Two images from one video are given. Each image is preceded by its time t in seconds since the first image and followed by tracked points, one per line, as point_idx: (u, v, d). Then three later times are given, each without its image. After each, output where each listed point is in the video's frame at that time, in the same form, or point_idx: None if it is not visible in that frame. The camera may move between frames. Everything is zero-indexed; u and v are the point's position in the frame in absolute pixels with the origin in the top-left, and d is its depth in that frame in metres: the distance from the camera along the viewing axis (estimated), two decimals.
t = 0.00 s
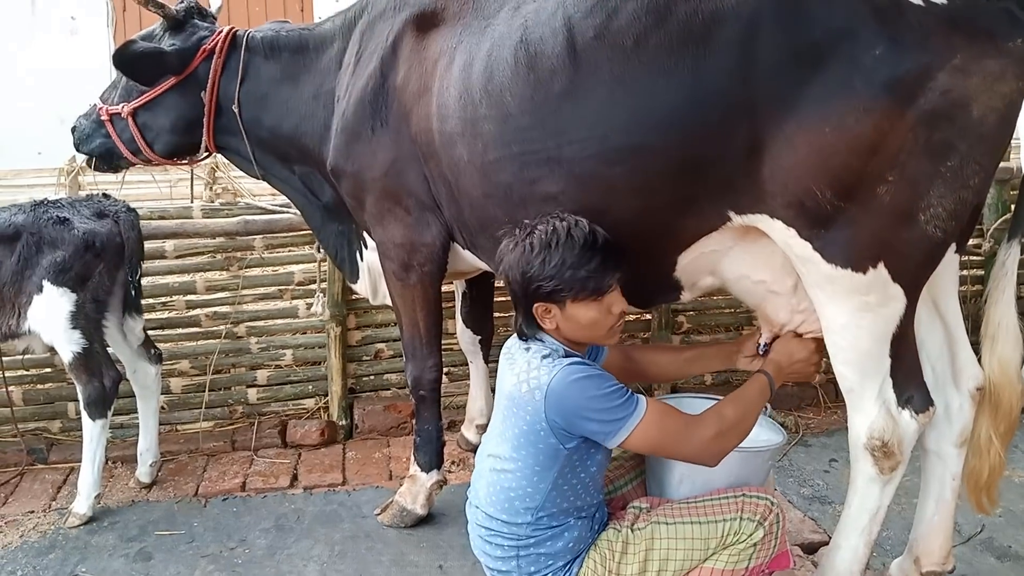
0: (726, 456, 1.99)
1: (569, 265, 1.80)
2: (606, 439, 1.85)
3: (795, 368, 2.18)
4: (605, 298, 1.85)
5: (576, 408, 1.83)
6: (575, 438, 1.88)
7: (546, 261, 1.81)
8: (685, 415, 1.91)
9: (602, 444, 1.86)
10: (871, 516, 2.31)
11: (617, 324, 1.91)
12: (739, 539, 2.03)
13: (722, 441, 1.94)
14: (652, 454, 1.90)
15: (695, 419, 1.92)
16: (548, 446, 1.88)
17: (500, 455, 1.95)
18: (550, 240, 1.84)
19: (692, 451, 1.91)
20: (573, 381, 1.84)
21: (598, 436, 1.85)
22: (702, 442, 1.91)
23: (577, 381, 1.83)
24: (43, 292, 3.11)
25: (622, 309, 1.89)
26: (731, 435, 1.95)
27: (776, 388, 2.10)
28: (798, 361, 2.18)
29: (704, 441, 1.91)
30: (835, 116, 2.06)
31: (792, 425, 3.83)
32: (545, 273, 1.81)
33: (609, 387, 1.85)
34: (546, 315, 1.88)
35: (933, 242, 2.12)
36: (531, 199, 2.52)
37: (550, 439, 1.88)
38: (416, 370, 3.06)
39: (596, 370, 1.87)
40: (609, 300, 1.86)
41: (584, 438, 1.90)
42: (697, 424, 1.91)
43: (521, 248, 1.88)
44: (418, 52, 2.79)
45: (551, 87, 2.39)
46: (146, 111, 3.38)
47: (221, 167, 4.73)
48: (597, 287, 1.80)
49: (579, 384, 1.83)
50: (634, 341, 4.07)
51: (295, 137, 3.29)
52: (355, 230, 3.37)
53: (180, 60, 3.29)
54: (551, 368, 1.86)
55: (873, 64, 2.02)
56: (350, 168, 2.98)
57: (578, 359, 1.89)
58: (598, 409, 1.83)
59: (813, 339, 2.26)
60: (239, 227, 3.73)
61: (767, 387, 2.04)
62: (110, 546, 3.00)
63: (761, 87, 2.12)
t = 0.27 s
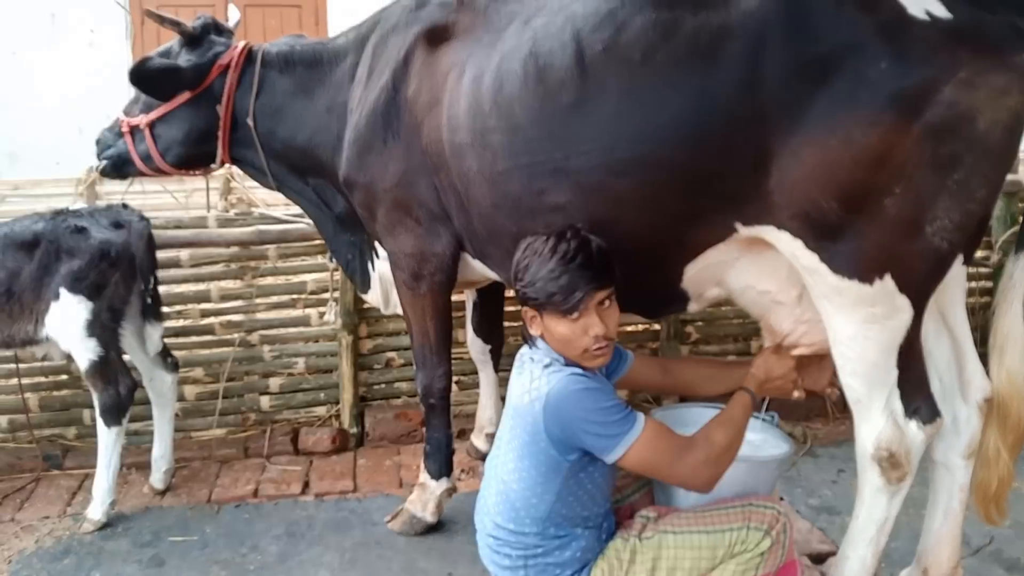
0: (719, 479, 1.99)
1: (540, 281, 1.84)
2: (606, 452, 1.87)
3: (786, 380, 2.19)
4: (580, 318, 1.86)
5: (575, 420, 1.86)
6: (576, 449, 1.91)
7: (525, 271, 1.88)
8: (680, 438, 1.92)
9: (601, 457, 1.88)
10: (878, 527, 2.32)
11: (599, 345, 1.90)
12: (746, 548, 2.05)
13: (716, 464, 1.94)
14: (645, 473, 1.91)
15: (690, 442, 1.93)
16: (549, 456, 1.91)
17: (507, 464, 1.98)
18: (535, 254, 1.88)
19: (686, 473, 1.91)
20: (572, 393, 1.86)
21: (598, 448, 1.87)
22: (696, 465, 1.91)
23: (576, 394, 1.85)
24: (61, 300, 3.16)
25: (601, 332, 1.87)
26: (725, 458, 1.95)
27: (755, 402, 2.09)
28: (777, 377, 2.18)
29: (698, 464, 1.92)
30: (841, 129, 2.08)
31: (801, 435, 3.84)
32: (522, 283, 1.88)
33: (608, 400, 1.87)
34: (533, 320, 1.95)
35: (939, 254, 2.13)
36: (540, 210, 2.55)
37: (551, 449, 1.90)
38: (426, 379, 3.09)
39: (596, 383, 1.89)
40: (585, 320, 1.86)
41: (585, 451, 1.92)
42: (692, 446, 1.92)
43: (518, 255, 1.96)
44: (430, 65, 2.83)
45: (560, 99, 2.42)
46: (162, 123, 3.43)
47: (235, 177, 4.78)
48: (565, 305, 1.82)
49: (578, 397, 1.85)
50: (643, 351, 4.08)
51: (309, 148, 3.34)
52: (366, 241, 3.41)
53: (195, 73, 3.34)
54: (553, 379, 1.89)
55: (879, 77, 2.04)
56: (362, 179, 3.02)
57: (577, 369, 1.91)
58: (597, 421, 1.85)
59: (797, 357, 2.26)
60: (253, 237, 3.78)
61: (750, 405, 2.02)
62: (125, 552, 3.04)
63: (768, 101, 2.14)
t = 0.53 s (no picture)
0: (732, 500, 1.95)
1: (535, 289, 1.84)
2: (614, 467, 1.84)
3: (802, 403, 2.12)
4: (577, 325, 1.84)
5: (583, 434, 1.83)
6: (584, 464, 1.88)
7: (521, 281, 1.88)
8: (691, 455, 1.89)
9: (610, 472, 1.85)
10: (892, 541, 2.28)
11: (598, 353, 1.87)
12: (758, 563, 2.02)
13: (728, 484, 1.90)
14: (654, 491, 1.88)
15: (701, 460, 1.90)
16: (557, 471, 1.88)
17: (516, 477, 1.95)
18: (533, 261, 1.88)
19: (696, 491, 1.88)
20: (580, 407, 1.83)
21: (607, 463, 1.84)
22: (706, 483, 1.88)
23: (584, 407, 1.83)
24: (68, 308, 3.16)
25: (599, 339, 1.85)
26: (737, 478, 1.91)
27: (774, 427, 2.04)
28: (796, 402, 2.12)
29: (708, 482, 1.88)
30: (853, 137, 2.06)
31: (812, 447, 3.80)
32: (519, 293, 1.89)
33: (617, 415, 1.84)
34: (536, 330, 1.94)
35: (954, 264, 2.10)
36: (549, 219, 2.53)
37: (559, 463, 1.87)
38: (434, 390, 3.06)
39: (605, 397, 1.86)
40: (582, 326, 1.85)
41: (594, 466, 1.89)
42: (704, 464, 1.89)
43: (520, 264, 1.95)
44: (438, 73, 2.82)
45: (569, 108, 2.40)
46: (173, 133, 3.44)
47: (243, 186, 4.78)
48: (558, 313, 1.81)
49: (586, 410, 1.83)
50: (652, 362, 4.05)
51: (316, 157, 3.33)
52: (374, 249, 3.39)
53: (203, 83, 3.36)
54: (561, 392, 1.86)
55: (892, 86, 2.02)
56: (370, 188, 3.00)
57: (582, 381, 1.88)
58: (605, 436, 1.82)
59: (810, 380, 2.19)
60: (260, 246, 3.77)
61: (765, 426, 1.99)
62: (131, 563, 3.02)
63: (779, 109, 2.12)
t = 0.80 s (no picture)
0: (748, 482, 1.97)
1: (560, 305, 1.82)
2: (628, 467, 1.84)
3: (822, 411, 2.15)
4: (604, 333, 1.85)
5: (596, 438, 1.83)
6: (595, 467, 1.88)
7: (541, 299, 1.85)
8: (710, 441, 1.91)
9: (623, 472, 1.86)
10: (901, 549, 2.27)
11: (623, 357, 1.88)
12: (764, 570, 2.00)
13: (747, 467, 1.93)
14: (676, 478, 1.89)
15: (720, 445, 1.91)
16: (567, 475, 1.88)
17: (522, 484, 1.94)
18: (550, 276, 1.86)
19: (715, 476, 1.90)
20: (592, 411, 1.83)
21: (619, 465, 1.84)
22: (726, 467, 1.90)
23: (595, 411, 1.83)
24: (78, 313, 3.17)
25: (625, 343, 1.86)
26: (757, 459, 1.93)
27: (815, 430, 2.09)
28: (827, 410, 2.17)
29: (727, 466, 1.90)
30: (861, 145, 2.06)
31: (820, 455, 3.78)
32: (541, 312, 1.86)
33: (629, 416, 1.84)
34: (554, 346, 1.92)
35: (962, 272, 2.09)
36: (556, 227, 2.53)
37: (570, 468, 1.87)
38: (440, 396, 3.06)
39: (616, 399, 1.86)
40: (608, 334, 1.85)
41: (604, 467, 1.89)
42: (723, 448, 1.91)
43: (526, 280, 1.93)
44: (446, 81, 2.83)
45: (576, 116, 2.41)
46: (182, 140, 3.45)
47: (252, 193, 4.80)
48: (588, 324, 1.81)
49: (598, 414, 1.82)
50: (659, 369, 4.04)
51: (324, 164, 3.34)
52: (381, 256, 3.40)
53: (211, 89, 3.37)
54: (570, 397, 1.86)
55: (899, 93, 2.02)
56: (377, 195, 3.01)
57: (595, 388, 1.88)
58: (618, 439, 1.82)
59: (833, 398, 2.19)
60: (267, 253, 3.77)
61: (804, 425, 2.03)
62: (138, 568, 3.02)
63: (786, 117, 2.13)
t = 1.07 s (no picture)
0: (756, 491, 1.96)
1: (552, 307, 1.83)
2: (633, 474, 1.84)
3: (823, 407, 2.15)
4: (597, 337, 1.85)
5: (601, 444, 1.83)
6: (601, 473, 1.88)
7: (536, 301, 1.88)
8: (714, 449, 1.90)
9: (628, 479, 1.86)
10: (906, 555, 2.27)
11: (618, 361, 1.88)
12: None
13: (754, 475, 1.91)
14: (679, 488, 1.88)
15: (724, 453, 1.90)
16: (573, 481, 1.89)
17: (529, 487, 1.95)
18: (545, 278, 1.88)
19: (722, 486, 1.88)
20: (598, 417, 1.83)
21: (625, 471, 1.84)
22: (732, 476, 1.88)
23: (602, 417, 1.83)
24: (84, 319, 3.19)
25: (619, 347, 1.86)
26: (761, 470, 1.92)
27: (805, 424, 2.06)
28: (827, 398, 2.15)
29: (733, 475, 1.89)
30: (863, 151, 2.06)
31: (826, 460, 3.78)
32: (535, 313, 1.88)
33: (635, 422, 1.84)
34: (552, 346, 1.94)
35: (966, 278, 2.09)
36: (560, 233, 2.54)
37: (577, 473, 1.88)
38: (445, 401, 3.07)
39: (622, 405, 1.87)
40: (602, 337, 1.85)
41: (611, 474, 1.89)
42: (726, 459, 1.89)
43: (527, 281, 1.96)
44: (451, 88, 2.85)
45: (580, 123, 2.41)
46: (186, 146, 3.48)
47: (257, 199, 4.82)
48: (579, 327, 1.82)
49: (604, 420, 1.83)
50: (664, 374, 4.04)
51: (330, 170, 3.36)
52: (386, 261, 3.41)
53: (216, 98, 3.40)
54: (577, 402, 1.86)
55: (903, 99, 2.02)
56: (383, 201, 3.03)
57: (601, 393, 1.88)
58: (624, 445, 1.82)
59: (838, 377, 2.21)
60: (274, 258, 3.81)
61: (796, 423, 2.01)
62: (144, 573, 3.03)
63: (789, 123, 2.13)
